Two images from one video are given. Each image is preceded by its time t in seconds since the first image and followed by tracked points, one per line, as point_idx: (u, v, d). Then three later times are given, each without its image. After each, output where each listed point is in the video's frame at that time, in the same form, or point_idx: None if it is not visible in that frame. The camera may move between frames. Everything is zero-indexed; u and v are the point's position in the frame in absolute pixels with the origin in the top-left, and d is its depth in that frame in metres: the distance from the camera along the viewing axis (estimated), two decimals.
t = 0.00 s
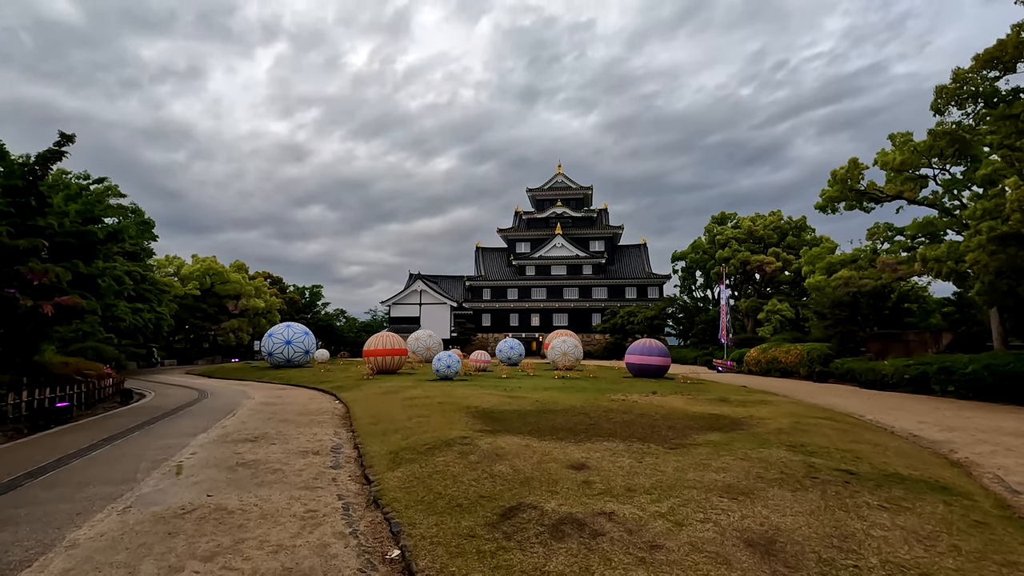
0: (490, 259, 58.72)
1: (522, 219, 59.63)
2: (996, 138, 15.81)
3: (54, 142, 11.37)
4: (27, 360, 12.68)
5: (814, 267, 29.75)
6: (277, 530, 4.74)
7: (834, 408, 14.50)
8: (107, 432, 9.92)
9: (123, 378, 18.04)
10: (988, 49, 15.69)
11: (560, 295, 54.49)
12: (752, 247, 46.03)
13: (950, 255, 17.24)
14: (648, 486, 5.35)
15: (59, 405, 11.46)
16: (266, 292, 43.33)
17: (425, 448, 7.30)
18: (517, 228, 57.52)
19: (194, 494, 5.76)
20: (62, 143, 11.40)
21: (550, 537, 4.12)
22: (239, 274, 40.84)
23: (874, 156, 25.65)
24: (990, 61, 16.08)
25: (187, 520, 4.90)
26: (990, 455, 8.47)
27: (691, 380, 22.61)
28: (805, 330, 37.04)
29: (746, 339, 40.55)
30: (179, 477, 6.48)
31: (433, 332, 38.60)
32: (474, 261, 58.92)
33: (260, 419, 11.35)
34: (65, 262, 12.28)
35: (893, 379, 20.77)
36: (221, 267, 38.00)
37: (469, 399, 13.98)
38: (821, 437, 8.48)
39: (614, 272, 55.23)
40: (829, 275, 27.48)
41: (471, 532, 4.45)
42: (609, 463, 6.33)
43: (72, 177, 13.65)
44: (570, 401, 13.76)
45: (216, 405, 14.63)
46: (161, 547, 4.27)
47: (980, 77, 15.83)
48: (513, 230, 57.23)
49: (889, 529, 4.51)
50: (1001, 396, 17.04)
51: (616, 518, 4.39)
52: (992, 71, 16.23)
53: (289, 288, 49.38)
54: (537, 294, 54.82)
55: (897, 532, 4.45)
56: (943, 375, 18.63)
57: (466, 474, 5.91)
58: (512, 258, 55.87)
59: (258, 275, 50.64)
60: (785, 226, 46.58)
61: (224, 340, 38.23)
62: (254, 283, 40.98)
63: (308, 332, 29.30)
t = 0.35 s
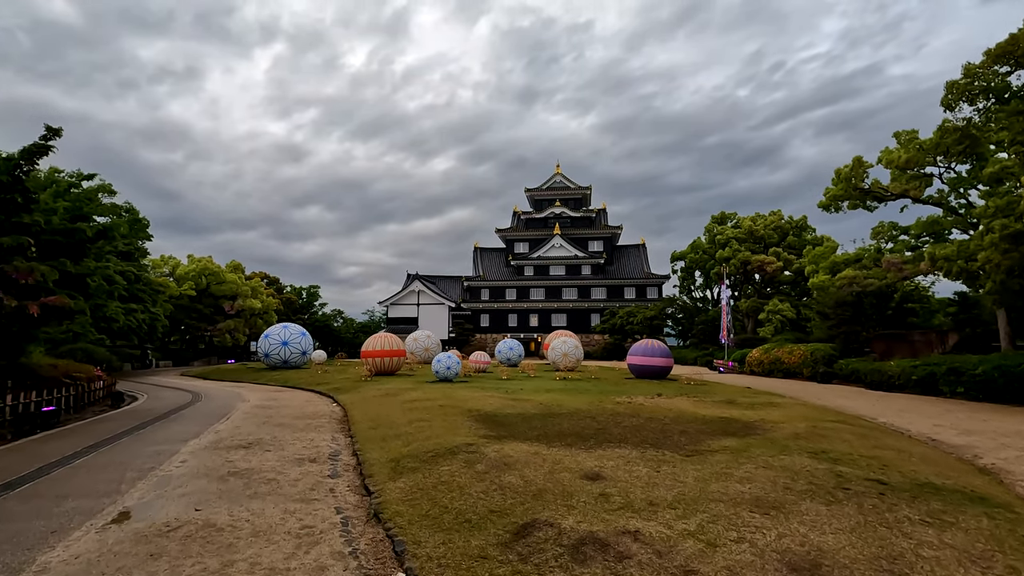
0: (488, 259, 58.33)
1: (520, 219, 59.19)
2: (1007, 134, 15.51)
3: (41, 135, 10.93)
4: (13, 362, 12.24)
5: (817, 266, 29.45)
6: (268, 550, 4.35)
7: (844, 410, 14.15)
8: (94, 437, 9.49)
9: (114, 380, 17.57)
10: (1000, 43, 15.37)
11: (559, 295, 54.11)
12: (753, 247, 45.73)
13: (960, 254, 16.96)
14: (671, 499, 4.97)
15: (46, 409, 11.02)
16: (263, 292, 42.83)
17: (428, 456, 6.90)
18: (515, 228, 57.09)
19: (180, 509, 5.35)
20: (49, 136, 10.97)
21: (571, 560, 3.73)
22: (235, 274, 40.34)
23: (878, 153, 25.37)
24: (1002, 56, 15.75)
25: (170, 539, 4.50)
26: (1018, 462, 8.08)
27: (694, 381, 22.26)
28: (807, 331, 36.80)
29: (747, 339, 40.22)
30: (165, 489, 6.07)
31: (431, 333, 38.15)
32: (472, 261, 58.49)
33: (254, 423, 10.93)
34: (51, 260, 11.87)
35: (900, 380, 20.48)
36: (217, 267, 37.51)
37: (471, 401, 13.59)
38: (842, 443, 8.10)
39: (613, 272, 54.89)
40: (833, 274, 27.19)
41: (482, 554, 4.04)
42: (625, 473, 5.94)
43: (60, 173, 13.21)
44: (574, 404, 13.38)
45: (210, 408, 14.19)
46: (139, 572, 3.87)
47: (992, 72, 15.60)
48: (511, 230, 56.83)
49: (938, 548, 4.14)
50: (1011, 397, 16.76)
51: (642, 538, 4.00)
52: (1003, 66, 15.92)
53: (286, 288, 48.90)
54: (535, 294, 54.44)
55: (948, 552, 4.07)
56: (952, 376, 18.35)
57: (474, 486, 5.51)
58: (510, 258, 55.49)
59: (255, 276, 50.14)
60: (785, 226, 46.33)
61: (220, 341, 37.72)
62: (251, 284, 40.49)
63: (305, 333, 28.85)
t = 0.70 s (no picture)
0: (487, 259, 57.95)
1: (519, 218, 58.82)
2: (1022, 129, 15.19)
3: (29, 126, 10.52)
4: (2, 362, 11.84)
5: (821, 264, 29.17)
6: (270, 565, 3.98)
7: (856, 410, 13.81)
8: (84, 440, 9.11)
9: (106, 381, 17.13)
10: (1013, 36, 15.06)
11: (558, 295, 53.75)
12: (753, 245, 45.43)
13: (972, 251, 16.67)
14: (705, 506, 4.60)
15: (35, 410, 10.63)
16: (260, 292, 42.31)
17: (437, 459, 6.53)
18: (514, 228, 56.71)
19: (173, 518, 4.98)
20: (38, 127, 10.56)
21: None
22: (232, 273, 39.85)
23: (883, 150, 25.07)
24: (1015, 49, 15.44)
25: (161, 553, 4.13)
26: None
27: (699, 381, 21.93)
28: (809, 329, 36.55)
29: (748, 339, 39.92)
30: (158, 495, 5.70)
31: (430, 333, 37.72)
32: (471, 260, 58.09)
33: (252, 424, 10.54)
34: (41, 257, 11.47)
35: (909, 379, 20.16)
36: (214, 266, 37.03)
37: (474, 401, 13.21)
38: (867, 444, 7.74)
39: (612, 271, 54.56)
40: (837, 272, 26.92)
41: (505, 569, 3.67)
42: (649, 477, 5.58)
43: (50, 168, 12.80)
44: (581, 404, 13.02)
45: (206, 409, 13.81)
46: None
47: (1006, 64, 15.27)
48: (509, 229, 56.47)
49: (1002, 560, 3.78)
50: None
51: (681, 551, 3.64)
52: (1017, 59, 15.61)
53: (284, 287, 48.38)
54: (534, 294, 54.09)
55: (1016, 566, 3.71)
56: (963, 376, 18.06)
57: (489, 492, 5.14)
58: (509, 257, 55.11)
59: (251, 275, 49.61)
60: (786, 224, 46.05)
61: (217, 341, 37.26)
62: (248, 283, 40.01)
63: (302, 332, 28.43)
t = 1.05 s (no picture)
0: (485, 259, 57.56)
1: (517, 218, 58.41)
2: None
3: (15, 117, 10.11)
4: None
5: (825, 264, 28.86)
6: None
7: (869, 412, 13.43)
8: (71, 444, 8.70)
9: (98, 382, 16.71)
10: None
11: (557, 295, 53.37)
12: (754, 245, 45.09)
13: (983, 249, 16.38)
14: (740, 520, 4.23)
15: (21, 413, 10.24)
16: (257, 291, 41.82)
17: (444, 466, 6.14)
18: (512, 227, 56.33)
19: (159, 533, 4.58)
20: (24, 118, 10.15)
21: None
22: (228, 273, 39.39)
23: (889, 148, 24.79)
24: None
25: None
26: None
27: (703, 381, 21.57)
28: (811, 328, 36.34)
29: (749, 339, 39.59)
30: (144, 507, 5.29)
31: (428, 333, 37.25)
32: (469, 260, 57.68)
33: (247, 427, 10.13)
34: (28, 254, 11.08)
35: (916, 380, 19.85)
36: (210, 266, 36.54)
37: (477, 403, 12.82)
38: (894, 448, 7.38)
39: (611, 271, 54.20)
40: (842, 272, 26.61)
41: None
42: (674, 487, 5.21)
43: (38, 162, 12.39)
44: (587, 406, 12.63)
45: (199, 411, 13.39)
46: None
47: (1018, 58, 14.94)
48: (507, 229, 56.08)
49: None
50: None
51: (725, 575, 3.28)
52: None
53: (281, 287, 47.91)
54: (533, 293, 53.70)
55: None
56: (972, 376, 17.73)
57: (503, 504, 4.76)
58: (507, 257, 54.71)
59: (248, 275, 49.10)
60: (787, 224, 45.76)
61: (213, 341, 36.79)
62: (244, 282, 39.54)
63: (300, 332, 27.99)
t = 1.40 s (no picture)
0: (483, 258, 57.16)
1: (515, 217, 58.01)
2: None
3: None
4: None
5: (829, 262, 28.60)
6: None
7: (883, 412, 13.10)
8: (56, 448, 8.28)
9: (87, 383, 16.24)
10: None
11: (555, 294, 53.01)
12: (754, 244, 44.76)
13: (996, 246, 16.09)
14: (783, 535, 3.85)
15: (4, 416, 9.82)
16: (253, 291, 41.31)
17: (452, 472, 5.75)
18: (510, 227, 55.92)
19: (142, 550, 4.17)
20: (10, 108, 9.72)
21: None
22: (224, 273, 38.87)
23: (893, 145, 24.49)
24: None
25: None
26: None
27: (706, 381, 21.25)
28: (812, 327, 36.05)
29: (749, 339, 39.27)
30: (127, 520, 4.88)
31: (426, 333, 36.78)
32: (466, 260, 57.27)
33: (241, 430, 9.71)
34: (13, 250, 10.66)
35: (924, 380, 19.53)
36: (205, 265, 36.01)
37: (480, 405, 12.44)
38: (923, 452, 7.02)
39: (608, 271, 53.84)
40: (847, 270, 26.38)
41: None
42: (702, 496, 4.83)
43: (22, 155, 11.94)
44: (594, 407, 12.26)
45: (192, 413, 12.97)
46: None
47: None
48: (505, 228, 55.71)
49: None
50: None
51: None
52: None
53: (277, 287, 47.40)
54: (531, 293, 53.33)
55: None
56: (983, 375, 17.41)
57: (520, 516, 4.37)
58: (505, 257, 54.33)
59: (244, 274, 48.58)
60: (788, 223, 45.50)
61: (208, 341, 36.28)
62: (240, 282, 39.03)
63: (296, 332, 27.54)
